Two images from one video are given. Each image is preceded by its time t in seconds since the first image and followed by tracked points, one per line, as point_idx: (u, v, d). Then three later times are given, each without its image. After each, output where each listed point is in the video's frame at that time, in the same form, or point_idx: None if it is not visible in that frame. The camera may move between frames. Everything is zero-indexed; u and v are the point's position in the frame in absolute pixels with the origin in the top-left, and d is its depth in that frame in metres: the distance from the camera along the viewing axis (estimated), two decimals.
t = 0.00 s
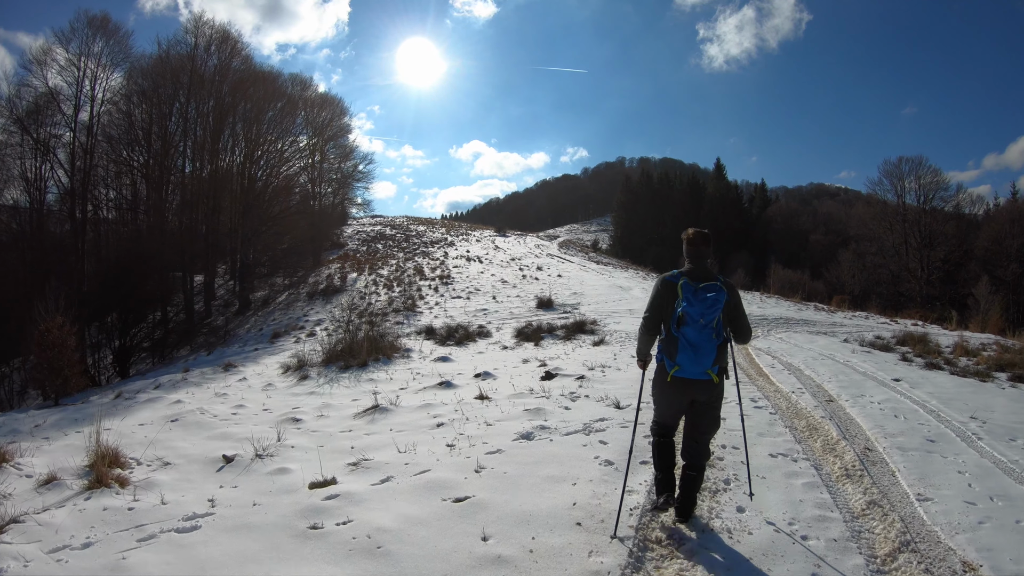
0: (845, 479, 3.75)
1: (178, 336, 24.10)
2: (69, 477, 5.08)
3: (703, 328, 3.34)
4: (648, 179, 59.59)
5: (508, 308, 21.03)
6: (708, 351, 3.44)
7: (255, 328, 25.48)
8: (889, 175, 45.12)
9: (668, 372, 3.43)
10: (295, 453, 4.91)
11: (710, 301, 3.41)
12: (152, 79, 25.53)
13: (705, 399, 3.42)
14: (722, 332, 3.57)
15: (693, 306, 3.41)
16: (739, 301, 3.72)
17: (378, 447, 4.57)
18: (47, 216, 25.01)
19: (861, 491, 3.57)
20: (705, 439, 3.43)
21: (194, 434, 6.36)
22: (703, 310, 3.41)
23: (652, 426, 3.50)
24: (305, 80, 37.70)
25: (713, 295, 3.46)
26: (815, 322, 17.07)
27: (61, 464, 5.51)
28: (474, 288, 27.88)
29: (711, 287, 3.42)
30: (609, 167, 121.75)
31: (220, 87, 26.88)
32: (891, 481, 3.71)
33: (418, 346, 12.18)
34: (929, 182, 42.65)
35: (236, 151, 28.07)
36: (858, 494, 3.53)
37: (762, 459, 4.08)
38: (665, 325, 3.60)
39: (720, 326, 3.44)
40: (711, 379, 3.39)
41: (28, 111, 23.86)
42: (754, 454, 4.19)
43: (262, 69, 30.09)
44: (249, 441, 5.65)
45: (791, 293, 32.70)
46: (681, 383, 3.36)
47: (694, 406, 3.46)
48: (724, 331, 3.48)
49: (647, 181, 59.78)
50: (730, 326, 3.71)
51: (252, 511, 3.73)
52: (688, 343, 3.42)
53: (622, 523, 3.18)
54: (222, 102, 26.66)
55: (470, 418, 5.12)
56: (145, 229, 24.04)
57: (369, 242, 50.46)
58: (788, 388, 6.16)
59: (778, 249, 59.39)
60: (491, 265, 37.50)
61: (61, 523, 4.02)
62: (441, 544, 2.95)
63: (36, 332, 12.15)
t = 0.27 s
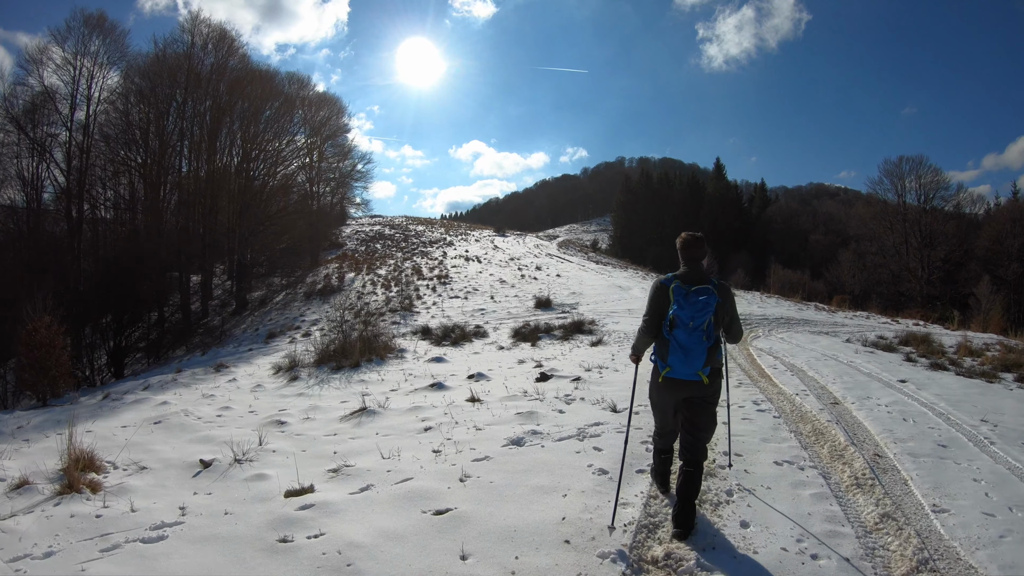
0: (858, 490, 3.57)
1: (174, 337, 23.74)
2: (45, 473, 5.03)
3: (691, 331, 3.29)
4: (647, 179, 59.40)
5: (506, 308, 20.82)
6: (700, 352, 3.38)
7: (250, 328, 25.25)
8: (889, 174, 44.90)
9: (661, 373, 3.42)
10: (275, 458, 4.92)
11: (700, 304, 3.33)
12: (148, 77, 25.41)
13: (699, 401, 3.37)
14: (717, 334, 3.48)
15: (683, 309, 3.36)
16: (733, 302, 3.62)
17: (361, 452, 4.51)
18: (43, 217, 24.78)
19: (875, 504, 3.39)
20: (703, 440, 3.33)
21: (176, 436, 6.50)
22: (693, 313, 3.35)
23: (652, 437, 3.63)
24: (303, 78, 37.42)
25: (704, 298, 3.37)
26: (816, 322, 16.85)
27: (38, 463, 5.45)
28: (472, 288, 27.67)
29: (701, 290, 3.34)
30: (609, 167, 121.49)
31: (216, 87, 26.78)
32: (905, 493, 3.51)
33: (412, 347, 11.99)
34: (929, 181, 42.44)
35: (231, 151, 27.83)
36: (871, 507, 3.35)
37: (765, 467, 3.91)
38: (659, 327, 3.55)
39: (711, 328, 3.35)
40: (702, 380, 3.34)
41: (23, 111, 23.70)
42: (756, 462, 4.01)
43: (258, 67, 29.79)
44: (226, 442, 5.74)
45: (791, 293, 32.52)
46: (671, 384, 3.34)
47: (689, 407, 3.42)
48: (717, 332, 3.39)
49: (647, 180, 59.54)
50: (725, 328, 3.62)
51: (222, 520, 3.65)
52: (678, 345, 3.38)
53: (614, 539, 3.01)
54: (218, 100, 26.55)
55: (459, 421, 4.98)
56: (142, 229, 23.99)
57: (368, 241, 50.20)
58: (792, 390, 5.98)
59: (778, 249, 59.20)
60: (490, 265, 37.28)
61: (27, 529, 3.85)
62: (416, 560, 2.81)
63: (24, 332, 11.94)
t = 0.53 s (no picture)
0: (864, 508, 3.38)
1: (170, 339, 23.36)
2: (14, 479, 4.92)
3: (662, 332, 3.51)
4: (647, 178, 59.13)
5: (503, 309, 20.58)
6: (677, 353, 3.55)
7: (246, 328, 25.01)
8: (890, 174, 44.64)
9: (642, 373, 3.67)
10: (250, 468, 4.95)
11: (673, 308, 3.53)
12: (148, 77, 24.63)
13: (678, 399, 3.53)
14: (697, 336, 3.62)
15: (655, 313, 3.60)
16: (716, 304, 3.72)
17: (335, 463, 4.52)
18: (39, 217, 24.34)
19: (882, 525, 3.19)
20: (684, 437, 3.52)
21: (154, 443, 6.42)
22: (665, 316, 3.57)
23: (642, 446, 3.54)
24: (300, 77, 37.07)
25: (677, 301, 3.58)
26: (817, 323, 16.59)
27: (7, 469, 5.33)
28: (469, 288, 27.42)
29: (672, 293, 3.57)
30: (609, 167, 121.20)
31: (214, 87, 26.02)
32: (913, 512, 3.33)
33: (405, 349, 11.77)
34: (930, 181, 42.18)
35: (229, 150, 27.37)
36: (878, 529, 3.16)
37: (765, 484, 3.71)
38: (641, 329, 3.82)
39: (685, 330, 3.53)
40: (679, 380, 3.50)
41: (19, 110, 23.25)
42: (754, 478, 3.82)
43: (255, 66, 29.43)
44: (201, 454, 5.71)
45: (791, 293, 32.29)
46: (648, 383, 3.55)
47: (671, 407, 3.56)
48: (694, 335, 3.56)
49: (647, 180, 59.25)
50: (707, 329, 3.72)
51: (183, 535, 3.53)
52: (654, 347, 3.61)
53: (596, 566, 2.80)
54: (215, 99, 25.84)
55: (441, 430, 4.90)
56: (138, 226, 23.60)
57: (366, 242, 49.90)
58: (793, 397, 5.84)
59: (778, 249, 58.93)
60: (488, 266, 37.01)
61: None
62: None
63: (9, 333, 11.69)
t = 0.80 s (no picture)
0: (876, 526, 3.19)
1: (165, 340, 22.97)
2: None
3: (653, 334, 3.39)
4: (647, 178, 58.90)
5: (501, 309, 20.37)
6: (671, 355, 3.42)
7: (242, 328, 24.81)
8: (890, 173, 44.40)
9: (637, 375, 3.57)
10: (225, 476, 4.97)
11: (664, 310, 3.40)
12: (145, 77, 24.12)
13: (671, 402, 3.42)
14: (692, 338, 3.48)
15: (647, 315, 3.49)
16: (714, 306, 3.55)
17: (313, 474, 4.59)
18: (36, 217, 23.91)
19: (894, 546, 3.00)
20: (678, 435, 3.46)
21: (132, 448, 6.26)
22: (656, 318, 3.45)
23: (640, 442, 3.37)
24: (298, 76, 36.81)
25: (670, 304, 3.43)
26: (818, 323, 16.37)
27: None
28: (468, 288, 27.20)
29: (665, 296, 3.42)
30: (609, 167, 120.99)
31: (212, 87, 25.70)
32: (927, 529, 3.16)
33: (398, 349, 11.57)
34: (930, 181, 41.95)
35: (227, 149, 26.88)
36: (891, 550, 2.97)
37: (769, 499, 3.51)
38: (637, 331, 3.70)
39: (679, 331, 3.37)
40: (672, 382, 3.38)
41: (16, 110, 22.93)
42: (754, 491, 3.63)
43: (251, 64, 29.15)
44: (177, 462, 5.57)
45: (791, 293, 32.11)
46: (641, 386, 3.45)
47: (666, 409, 3.44)
48: (688, 337, 3.41)
49: (647, 180, 59.00)
50: (704, 330, 3.54)
51: (145, 549, 3.42)
52: (648, 348, 3.48)
53: None
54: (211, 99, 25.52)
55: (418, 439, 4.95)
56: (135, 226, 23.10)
57: (365, 242, 49.66)
58: (797, 401, 5.67)
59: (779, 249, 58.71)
60: (487, 265, 36.79)
61: None
62: None
63: None
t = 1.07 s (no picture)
0: (892, 544, 2.98)
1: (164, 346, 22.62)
2: None
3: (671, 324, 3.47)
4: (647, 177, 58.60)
5: (498, 308, 20.12)
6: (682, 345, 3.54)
7: (237, 328, 24.54)
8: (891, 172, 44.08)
9: (645, 365, 3.64)
10: (194, 481, 4.93)
11: (681, 300, 3.51)
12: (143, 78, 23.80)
13: (680, 392, 3.55)
14: (700, 330, 3.62)
15: (663, 304, 3.56)
16: (720, 298, 3.71)
17: (280, 479, 4.73)
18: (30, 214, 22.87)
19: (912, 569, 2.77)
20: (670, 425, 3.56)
21: (106, 449, 6.05)
22: (672, 308, 3.54)
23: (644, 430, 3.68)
24: (294, 75, 36.45)
25: (685, 295, 3.55)
26: (821, 323, 16.07)
27: None
28: (465, 288, 26.93)
29: (681, 287, 3.54)
30: (609, 167, 120.48)
31: (207, 85, 25.44)
32: (948, 545, 2.97)
33: (390, 348, 11.32)
34: (930, 180, 41.66)
35: (225, 150, 26.55)
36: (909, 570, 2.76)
37: (777, 514, 3.27)
38: (646, 323, 3.77)
39: (692, 323, 3.51)
40: (681, 371, 3.50)
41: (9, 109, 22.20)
42: (761, 505, 3.37)
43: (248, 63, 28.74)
44: (149, 465, 5.39)
45: (791, 293, 31.88)
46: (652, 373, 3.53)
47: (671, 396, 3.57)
48: (698, 329, 3.56)
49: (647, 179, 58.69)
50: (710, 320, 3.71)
51: (99, 559, 3.47)
52: (661, 338, 3.56)
53: None
54: (210, 99, 25.29)
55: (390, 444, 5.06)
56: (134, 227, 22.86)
57: (363, 241, 49.35)
58: (802, 403, 5.43)
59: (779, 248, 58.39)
60: (485, 265, 36.48)
61: None
62: None
63: None
